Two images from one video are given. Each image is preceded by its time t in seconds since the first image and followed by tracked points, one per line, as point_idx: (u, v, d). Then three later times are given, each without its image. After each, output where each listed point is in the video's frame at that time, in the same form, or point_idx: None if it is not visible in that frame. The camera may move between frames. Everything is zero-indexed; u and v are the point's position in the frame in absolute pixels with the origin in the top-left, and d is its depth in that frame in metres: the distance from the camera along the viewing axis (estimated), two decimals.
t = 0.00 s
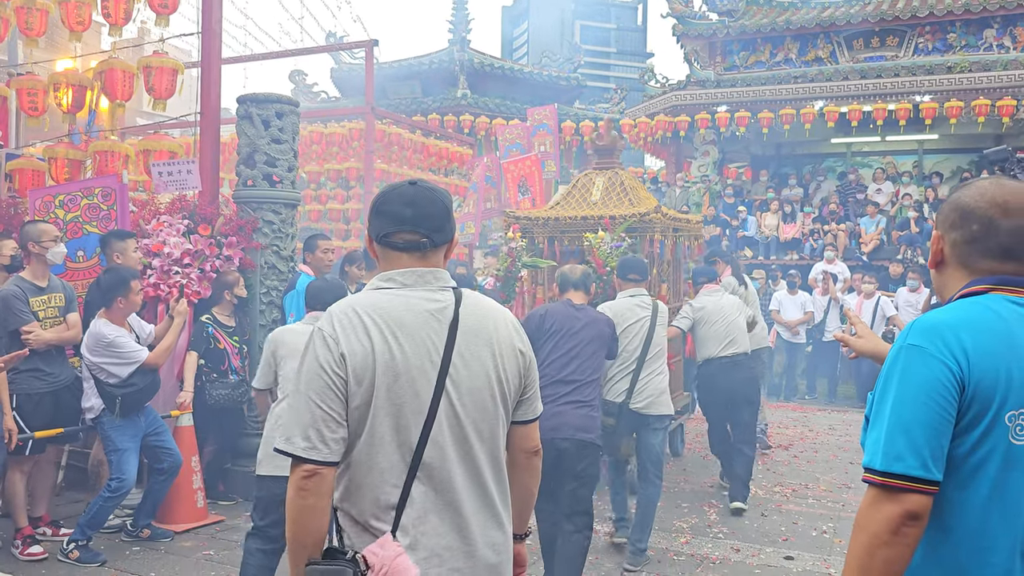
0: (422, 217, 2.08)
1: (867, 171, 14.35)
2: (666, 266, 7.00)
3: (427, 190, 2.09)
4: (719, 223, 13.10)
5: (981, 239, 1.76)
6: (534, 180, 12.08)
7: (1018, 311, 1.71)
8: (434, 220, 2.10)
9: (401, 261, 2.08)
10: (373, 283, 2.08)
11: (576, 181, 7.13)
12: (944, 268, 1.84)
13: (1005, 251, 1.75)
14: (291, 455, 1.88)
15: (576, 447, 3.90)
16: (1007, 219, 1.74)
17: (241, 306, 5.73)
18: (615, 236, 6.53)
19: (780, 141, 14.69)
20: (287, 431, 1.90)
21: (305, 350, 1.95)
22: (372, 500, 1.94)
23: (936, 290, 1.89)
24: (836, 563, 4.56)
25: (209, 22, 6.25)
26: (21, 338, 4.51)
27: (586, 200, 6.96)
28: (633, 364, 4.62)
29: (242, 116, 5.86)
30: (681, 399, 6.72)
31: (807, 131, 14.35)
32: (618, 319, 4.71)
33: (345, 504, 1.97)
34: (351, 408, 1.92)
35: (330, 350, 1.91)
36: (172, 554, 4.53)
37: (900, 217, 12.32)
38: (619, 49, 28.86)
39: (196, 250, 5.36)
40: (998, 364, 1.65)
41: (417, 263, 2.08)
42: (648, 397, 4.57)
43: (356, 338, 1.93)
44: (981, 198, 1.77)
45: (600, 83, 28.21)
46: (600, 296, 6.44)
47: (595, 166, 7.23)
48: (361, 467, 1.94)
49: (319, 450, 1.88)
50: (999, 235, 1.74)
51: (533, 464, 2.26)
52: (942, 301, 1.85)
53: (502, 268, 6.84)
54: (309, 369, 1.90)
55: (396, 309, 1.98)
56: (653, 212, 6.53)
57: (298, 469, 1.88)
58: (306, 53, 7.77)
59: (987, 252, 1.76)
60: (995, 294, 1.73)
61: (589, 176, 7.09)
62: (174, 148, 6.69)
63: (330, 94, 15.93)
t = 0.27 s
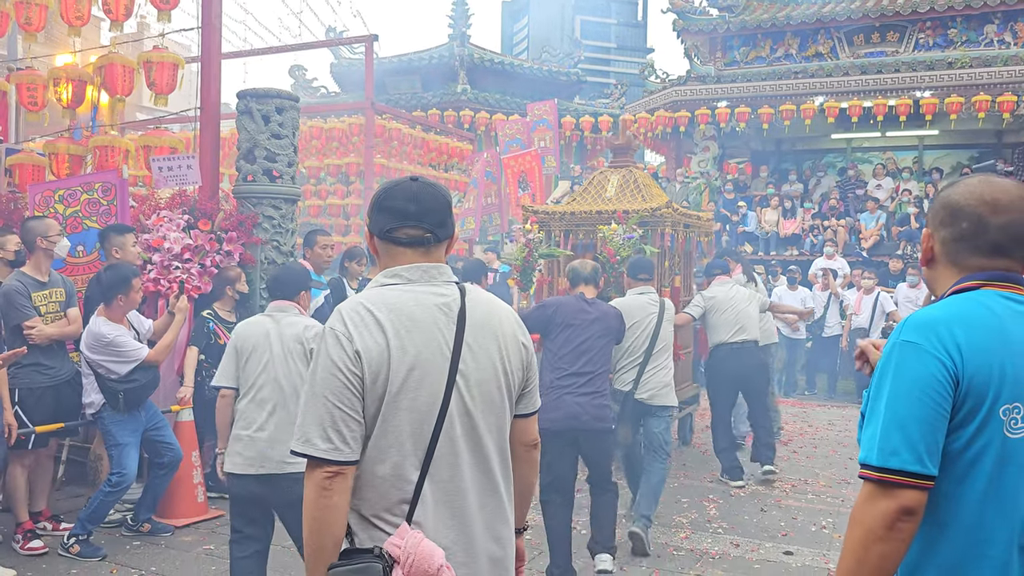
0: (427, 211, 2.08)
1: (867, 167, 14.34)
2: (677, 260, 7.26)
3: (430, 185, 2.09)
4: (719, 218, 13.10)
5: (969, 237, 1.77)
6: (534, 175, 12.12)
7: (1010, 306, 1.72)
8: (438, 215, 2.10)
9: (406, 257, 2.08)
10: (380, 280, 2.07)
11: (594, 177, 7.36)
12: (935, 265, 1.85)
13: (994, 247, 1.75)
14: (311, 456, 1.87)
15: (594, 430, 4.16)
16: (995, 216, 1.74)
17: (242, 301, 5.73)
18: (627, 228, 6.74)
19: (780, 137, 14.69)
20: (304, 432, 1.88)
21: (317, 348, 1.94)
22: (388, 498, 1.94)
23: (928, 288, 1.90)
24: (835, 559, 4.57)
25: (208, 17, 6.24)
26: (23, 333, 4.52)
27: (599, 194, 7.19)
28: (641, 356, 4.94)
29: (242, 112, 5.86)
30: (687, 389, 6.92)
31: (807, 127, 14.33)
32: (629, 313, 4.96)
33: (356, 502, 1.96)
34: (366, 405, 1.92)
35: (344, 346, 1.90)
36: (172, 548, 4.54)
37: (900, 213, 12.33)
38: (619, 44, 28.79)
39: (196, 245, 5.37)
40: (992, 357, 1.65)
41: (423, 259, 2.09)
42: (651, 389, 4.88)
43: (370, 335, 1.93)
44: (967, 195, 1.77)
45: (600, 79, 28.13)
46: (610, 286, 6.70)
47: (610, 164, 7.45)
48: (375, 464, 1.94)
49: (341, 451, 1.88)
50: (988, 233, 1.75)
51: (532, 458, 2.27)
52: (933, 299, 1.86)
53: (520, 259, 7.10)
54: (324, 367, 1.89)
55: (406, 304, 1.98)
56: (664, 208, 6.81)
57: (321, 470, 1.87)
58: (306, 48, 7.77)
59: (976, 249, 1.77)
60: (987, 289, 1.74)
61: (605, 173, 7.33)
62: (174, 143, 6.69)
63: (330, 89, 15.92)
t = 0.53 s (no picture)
0: (428, 208, 2.08)
1: (864, 164, 14.36)
2: (684, 256, 7.54)
3: (431, 183, 2.10)
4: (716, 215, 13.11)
5: (939, 240, 1.79)
6: (530, 172, 11.98)
7: (984, 301, 1.75)
8: (439, 212, 2.11)
9: (407, 254, 2.08)
10: (380, 276, 2.07)
11: (605, 176, 7.66)
12: (906, 271, 1.87)
13: (963, 247, 1.78)
14: (304, 450, 1.87)
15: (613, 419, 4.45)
16: (962, 218, 1.78)
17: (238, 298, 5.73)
18: (637, 226, 7.10)
19: (778, 134, 14.70)
20: (300, 426, 1.88)
21: (317, 344, 1.93)
22: (390, 494, 1.94)
23: (901, 292, 1.91)
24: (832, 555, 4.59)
25: (205, 13, 6.23)
26: (22, 329, 4.51)
27: (610, 194, 7.48)
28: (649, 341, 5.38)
29: (239, 108, 5.85)
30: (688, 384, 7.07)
31: (804, 124, 14.34)
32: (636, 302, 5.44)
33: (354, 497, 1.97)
34: (369, 399, 1.92)
35: (347, 341, 1.90)
36: (169, 545, 4.54)
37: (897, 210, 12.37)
38: (616, 41, 28.74)
39: (193, 242, 5.37)
40: (973, 351, 1.68)
41: (424, 255, 2.08)
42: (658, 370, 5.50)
43: (373, 329, 1.93)
44: (934, 199, 1.80)
45: (597, 75, 28.05)
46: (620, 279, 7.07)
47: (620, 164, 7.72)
48: (376, 460, 1.93)
49: (332, 446, 1.87)
50: (956, 234, 1.78)
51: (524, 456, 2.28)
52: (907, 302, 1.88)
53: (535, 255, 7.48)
54: (326, 362, 1.89)
55: (409, 299, 1.99)
56: (671, 206, 7.16)
57: (315, 464, 1.88)
58: (303, 44, 7.76)
59: (948, 251, 1.79)
60: (964, 287, 1.77)
61: (615, 173, 7.61)
62: (171, 138, 6.69)
63: (327, 86, 15.90)
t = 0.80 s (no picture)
0: (426, 207, 2.08)
1: (860, 162, 14.38)
2: (687, 255, 7.55)
3: (429, 182, 2.09)
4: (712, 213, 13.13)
5: (876, 244, 1.83)
6: (527, 169, 12.03)
7: (926, 294, 1.77)
8: (437, 211, 2.11)
9: (406, 252, 2.07)
10: (379, 274, 2.07)
11: (612, 178, 7.72)
12: (850, 276, 1.89)
13: (899, 249, 1.81)
14: (303, 444, 1.87)
15: (616, 405, 4.72)
16: (896, 220, 1.81)
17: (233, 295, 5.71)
18: (644, 224, 7.18)
19: (773, 132, 14.73)
20: (299, 421, 1.88)
21: (317, 341, 1.92)
22: (389, 489, 1.93)
23: (848, 297, 1.94)
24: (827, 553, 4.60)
25: (199, 9, 6.21)
26: (16, 327, 4.49)
27: (618, 193, 7.53)
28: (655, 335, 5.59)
29: (234, 105, 5.83)
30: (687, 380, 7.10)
31: (800, 121, 14.36)
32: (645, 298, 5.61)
33: (353, 494, 1.97)
34: (368, 394, 1.91)
35: (346, 338, 1.89)
36: (164, 543, 4.54)
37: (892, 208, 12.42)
38: (612, 38, 28.72)
39: (188, 239, 5.35)
40: (919, 340, 1.68)
41: (423, 254, 2.08)
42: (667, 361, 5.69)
43: (372, 325, 1.93)
44: (866, 205, 1.84)
45: (593, 72, 28.02)
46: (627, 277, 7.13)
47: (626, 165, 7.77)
48: (375, 456, 1.93)
49: (331, 441, 1.88)
50: (891, 237, 1.81)
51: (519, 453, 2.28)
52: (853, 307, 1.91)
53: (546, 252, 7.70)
54: (326, 359, 1.89)
55: (406, 295, 1.99)
56: (677, 206, 7.22)
57: (313, 461, 1.88)
58: (298, 41, 7.74)
59: (885, 253, 1.83)
60: (911, 284, 1.79)
61: (621, 174, 7.66)
62: (166, 135, 6.68)
63: (322, 83, 15.88)
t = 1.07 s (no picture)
0: (418, 206, 2.07)
1: (854, 161, 14.42)
2: (686, 254, 7.56)
3: (421, 181, 2.08)
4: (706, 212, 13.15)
5: (778, 245, 1.86)
6: (521, 168, 12.04)
7: (822, 293, 1.79)
8: (429, 210, 2.10)
9: (399, 251, 2.07)
10: (374, 272, 2.06)
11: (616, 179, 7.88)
12: (758, 279, 1.93)
13: (798, 249, 1.85)
14: (303, 444, 1.87)
15: (618, 395, 4.83)
16: (795, 222, 1.85)
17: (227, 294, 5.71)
18: (651, 224, 7.30)
19: (768, 131, 14.77)
20: (298, 420, 1.88)
21: (314, 338, 1.92)
22: (387, 486, 1.93)
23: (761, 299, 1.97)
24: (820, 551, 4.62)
25: (193, 7, 6.19)
26: (10, 326, 4.51)
27: (623, 195, 7.68)
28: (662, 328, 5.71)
29: (227, 103, 5.81)
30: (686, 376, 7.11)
31: (794, 120, 14.39)
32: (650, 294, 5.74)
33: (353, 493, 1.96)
34: (364, 392, 1.91)
35: (342, 336, 1.89)
36: (157, 542, 4.53)
37: (886, 207, 12.47)
38: (607, 37, 28.68)
39: (182, 238, 5.34)
40: (807, 340, 1.72)
41: (417, 253, 2.07)
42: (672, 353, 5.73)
43: (368, 323, 1.92)
44: (767, 209, 1.88)
45: (588, 71, 28.00)
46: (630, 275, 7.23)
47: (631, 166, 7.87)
48: (373, 454, 1.93)
49: (331, 439, 1.88)
50: (792, 237, 1.85)
51: (516, 448, 2.28)
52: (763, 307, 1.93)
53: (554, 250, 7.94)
54: (323, 357, 1.88)
55: (400, 293, 1.99)
56: (681, 207, 7.32)
57: (314, 458, 1.88)
58: (293, 39, 7.72)
59: (787, 254, 1.86)
60: (804, 285, 1.82)
61: (627, 176, 7.79)
62: (160, 134, 6.67)
63: (317, 81, 15.86)
